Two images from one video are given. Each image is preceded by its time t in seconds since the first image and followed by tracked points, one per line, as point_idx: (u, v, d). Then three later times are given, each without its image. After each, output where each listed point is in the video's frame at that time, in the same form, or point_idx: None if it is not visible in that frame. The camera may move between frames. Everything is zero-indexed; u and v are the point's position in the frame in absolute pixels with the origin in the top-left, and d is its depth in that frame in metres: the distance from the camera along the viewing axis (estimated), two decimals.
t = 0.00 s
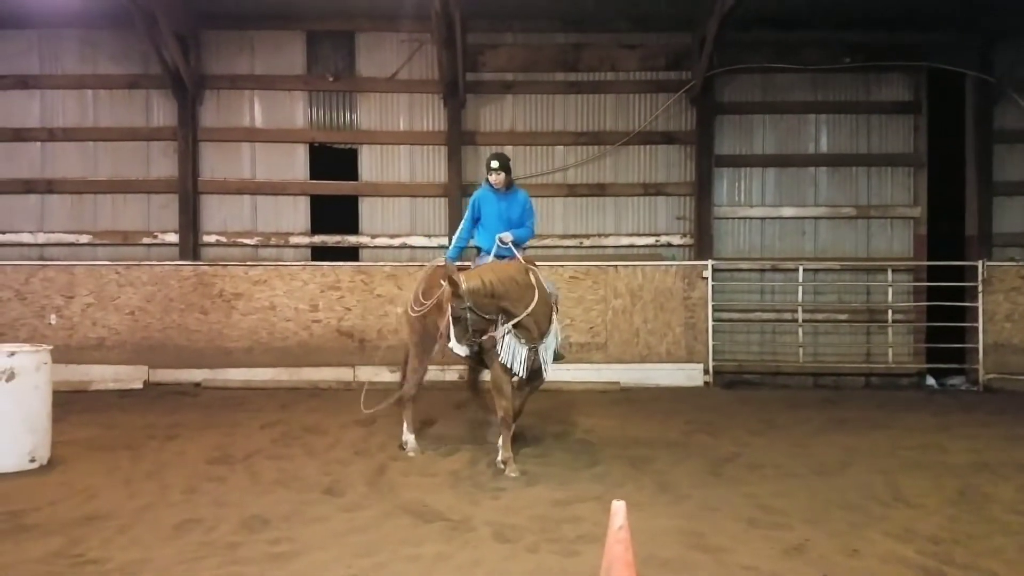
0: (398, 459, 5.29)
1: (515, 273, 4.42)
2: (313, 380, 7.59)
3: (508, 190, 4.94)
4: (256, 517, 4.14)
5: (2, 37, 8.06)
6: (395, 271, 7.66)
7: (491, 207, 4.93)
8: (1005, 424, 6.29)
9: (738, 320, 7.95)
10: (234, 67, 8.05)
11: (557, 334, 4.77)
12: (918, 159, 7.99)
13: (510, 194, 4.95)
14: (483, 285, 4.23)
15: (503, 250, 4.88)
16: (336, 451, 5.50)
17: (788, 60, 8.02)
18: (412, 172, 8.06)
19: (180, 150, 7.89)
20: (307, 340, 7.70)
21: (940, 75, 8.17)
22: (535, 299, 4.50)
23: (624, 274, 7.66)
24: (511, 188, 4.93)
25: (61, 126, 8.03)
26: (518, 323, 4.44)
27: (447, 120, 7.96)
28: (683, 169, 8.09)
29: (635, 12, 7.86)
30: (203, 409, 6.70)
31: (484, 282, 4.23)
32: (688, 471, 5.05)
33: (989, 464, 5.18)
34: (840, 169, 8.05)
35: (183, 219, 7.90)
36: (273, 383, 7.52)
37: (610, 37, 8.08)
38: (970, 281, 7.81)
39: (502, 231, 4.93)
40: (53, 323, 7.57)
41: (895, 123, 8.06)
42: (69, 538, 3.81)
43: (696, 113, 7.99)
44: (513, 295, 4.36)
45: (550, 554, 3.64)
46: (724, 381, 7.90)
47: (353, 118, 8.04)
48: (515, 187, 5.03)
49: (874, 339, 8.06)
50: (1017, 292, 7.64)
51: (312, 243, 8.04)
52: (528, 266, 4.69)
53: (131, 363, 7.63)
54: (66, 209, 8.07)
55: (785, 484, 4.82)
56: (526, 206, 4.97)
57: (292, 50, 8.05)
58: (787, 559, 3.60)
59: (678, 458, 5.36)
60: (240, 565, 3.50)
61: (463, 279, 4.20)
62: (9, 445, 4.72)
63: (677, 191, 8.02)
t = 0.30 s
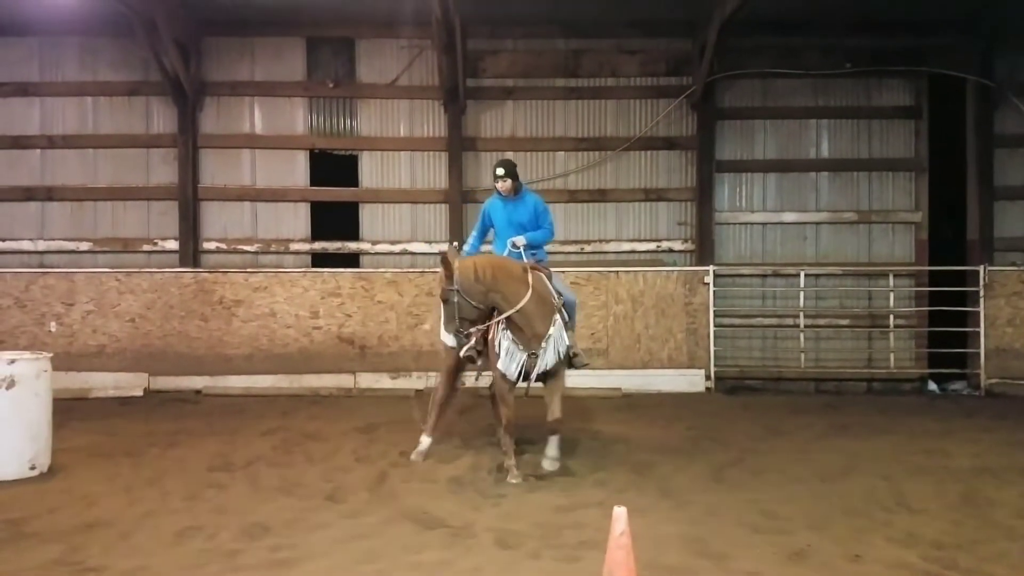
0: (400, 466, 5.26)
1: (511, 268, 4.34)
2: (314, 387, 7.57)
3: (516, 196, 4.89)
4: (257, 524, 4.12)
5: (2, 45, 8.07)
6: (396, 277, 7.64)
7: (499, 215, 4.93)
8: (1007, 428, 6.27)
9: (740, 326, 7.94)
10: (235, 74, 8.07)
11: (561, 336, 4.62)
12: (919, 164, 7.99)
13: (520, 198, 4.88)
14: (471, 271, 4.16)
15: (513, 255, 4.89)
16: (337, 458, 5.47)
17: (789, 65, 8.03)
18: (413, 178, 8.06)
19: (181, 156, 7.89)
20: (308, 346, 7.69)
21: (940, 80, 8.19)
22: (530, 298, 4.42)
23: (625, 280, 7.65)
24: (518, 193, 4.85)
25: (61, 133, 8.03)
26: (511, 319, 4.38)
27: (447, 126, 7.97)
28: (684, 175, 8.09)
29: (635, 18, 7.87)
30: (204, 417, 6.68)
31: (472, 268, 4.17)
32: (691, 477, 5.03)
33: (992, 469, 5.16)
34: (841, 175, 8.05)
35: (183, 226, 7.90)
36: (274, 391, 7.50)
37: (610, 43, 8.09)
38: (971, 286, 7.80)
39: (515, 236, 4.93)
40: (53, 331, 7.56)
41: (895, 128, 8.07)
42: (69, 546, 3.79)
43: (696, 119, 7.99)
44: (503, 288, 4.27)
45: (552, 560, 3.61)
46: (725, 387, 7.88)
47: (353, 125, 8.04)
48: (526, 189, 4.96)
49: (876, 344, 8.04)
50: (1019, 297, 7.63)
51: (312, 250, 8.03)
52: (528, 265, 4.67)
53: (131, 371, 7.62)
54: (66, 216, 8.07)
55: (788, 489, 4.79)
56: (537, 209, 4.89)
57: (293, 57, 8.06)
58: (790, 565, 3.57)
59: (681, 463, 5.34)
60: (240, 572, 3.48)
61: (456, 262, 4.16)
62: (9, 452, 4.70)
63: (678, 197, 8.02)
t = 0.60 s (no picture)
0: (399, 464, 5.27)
1: (491, 267, 4.22)
2: (313, 386, 7.56)
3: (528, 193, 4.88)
4: (256, 522, 4.12)
5: None
6: (394, 276, 7.64)
7: (512, 213, 4.94)
8: (1004, 426, 6.29)
9: (738, 324, 7.95)
10: (232, 72, 8.06)
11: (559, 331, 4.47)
12: (917, 163, 8.00)
13: (531, 194, 4.86)
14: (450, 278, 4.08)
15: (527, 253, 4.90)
16: (336, 456, 5.48)
17: (788, 64, 8.04)
18: (411, 177, 8.06)
19: (178, 154, 7.88)
20: (306, 345, 7.69)
21: (939, 79, 8.20)
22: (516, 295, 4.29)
23: (624, 278, 7.66)
24: (529, 190, 4.84)
25: (57, 131, 8.02)
26: (499, 318, 4.31)
27: (445, 124, 7.96)
28: (683, 173, 8.10)
29: (633, 16, 7.86)
30: (202, 415, 6.68)
31: (450, 273, 4.07)
32: (689, 475, 5.04)
33: (989, 467, 5.17)
34: (840, 173, 8.06)
35: (181, 224, 7.89)
36: (272, 389, 7.49)
37: (609, 41, 8.08)
38: (969, 284, 7.82)
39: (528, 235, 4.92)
40: (50, 330, 7.55)
41: (894, 126, 8.08)
42: (68, 545, 3.79)
43: (695, 117, 8.00)
44: (486, 289, 4.16)
45: (551, 558, 3.62)
46: (723, 385, 7.89)
47: (351, 123, 8.04)
48: (541, 184, 4.93)
49: (873, 342, 8.06)
50: (1015, 295, 7.65)
51: (310, 248, 8.03)
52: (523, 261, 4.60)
53: (129, 369, 7.61)
54: (63, 215, 8.06)
55: (786, 487, 4.80)
56: (549, 204, 4.85)
57: (291, 54, 8.05)
58: (788, 563, 3.58)
59: (680, 461, 5.35)
60: (239, 570, 3.48)
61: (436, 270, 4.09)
62: (7, 451, 4.69)
63: (676, 196, 8.03)
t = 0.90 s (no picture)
0: (396, 459, 5.27)
1: (478, 271, 4.22)
2: (310, 381, 7.56)
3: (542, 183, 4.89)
4: (255, 517, 4.13)
5: None
6: (390, 271, 7.63)
7: (529, 206, 4.97)
8: (1001, 418, 6.29)
9: (736, 317, 7.95)
10: (227, 67, 8.04)
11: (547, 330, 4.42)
12: (914, 155, 7.99)
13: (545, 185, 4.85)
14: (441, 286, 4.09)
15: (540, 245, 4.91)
16: (334, 451, 5.48)
17: (784, 57, 8.00)
18: (407, 171, 8.05)
19: (173, 150, 7.86)
20: (303, 340, 7.68)
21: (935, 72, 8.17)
22: (500, 296, 4.29)
23: (621, 272, 7.65)
24: (542, 181, 4.83)
25: (53, 127, 8.00)
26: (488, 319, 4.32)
27: (441, 119, 7.95)
28: (679, 166, 8.09)
29: (630, 9, 7.84)
30: (200, 411, 6.68)
31: (440, 282, 4.08)
32: (687, 467, 5.04)
33: (985, 459, 5.18)
34: (837, 166, 8.05)
35: (177, 219, 7.88)
36: (270, 385, 7.48)
37: (606, 34, 8.05)
38: (966, 276, 7.81)
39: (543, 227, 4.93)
40: (48, 326, 7.55)
41: (891, 119, 8.06)
42: (67, 540, 3.80)
43: (692, 110, 7.98)
44: (475, 292, 4.18)
45: (549, 551, 3.62)
46: (721, 378, 7.89)
47: (346, 118, 8.02)
48: (556, 177, 4.90)
49: (871, 335, 8.06)
50: (1013, 288, 7.65)
51: (307, 244, 8.02)
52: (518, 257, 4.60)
53: (127, 365, 7.61)
54: (59, 211, 8.05)
55: (783, 479, 4.81)
56: (559, 196, 4.81)
57: (285, 49, 8.03)
58: (786, 555, 3.59)
59: (677, 454, 5.35)
60: (238, 565, 3.48)
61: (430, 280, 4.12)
62: (8, 448, 4.69)
63: (673, 189, 8.02)
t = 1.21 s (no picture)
0: (402, 453, 5.29)
1: (482, 264, 4.41)
2: (315, 375, 7.58)
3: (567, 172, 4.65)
4: (261, 511, 4.15)
5: None
6: (395, 266, 7.64)
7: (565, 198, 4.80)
8: (1006, 412, 6.28)
9: (740, 311, 7.95)
10: (231, 62, 8.03)
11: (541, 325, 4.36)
12: (919, 147, 7.96)
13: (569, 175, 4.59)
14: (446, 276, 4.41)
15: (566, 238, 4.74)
16: (339, 445, 5.50)
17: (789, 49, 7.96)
18: (411, 166, 8.04)
19: (179, 145, 7.88)
20: (308, 335, 7.70)
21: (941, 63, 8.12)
22: (499, 291, 4.40)
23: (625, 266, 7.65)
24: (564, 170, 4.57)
25: (58, 123, 8.02)
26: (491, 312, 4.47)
27: (445, 113, 7.94)
28: (683, 160, 8.07)
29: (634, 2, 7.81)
30: (206, 405, 6.71)
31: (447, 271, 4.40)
32: (691, 461, 5.05)
33: (990, 453, 5.17)
34: (841, 159, 8.02)
35: (182, 215, 7.90)
36: (275, 379, 7.50)
37: (609, 27, 8.03)
38: (972, 269, 7.79)
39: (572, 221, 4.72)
40: (55, 321, 7.58)
41: (896, 110, 8.03)
42: (75, 534, 3.82)
43: (696, 103, 7.96)
44: (475, 285, 4.38)
45: (555, 545, 3.64)
46: (725, 372, 7.89)
47: (350, 112, 8.02)
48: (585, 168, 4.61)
49: (876, 328, 8.04)
50: (1018, 280, 7.63)
51: (311, 238, 8.02)
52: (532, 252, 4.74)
53: (133, 360, 7.64)
54: (65, 206, 8.07)
55: (788, 473, 4.82)
56: (577, 187, 4.54)
57: (289, 44, 8.02)
58: (790, 549, 3.60)
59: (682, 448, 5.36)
60: (244, 560, 3.50)
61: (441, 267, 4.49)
62: (13, 443, 4.73)
63: (677, 182, 8.00)
